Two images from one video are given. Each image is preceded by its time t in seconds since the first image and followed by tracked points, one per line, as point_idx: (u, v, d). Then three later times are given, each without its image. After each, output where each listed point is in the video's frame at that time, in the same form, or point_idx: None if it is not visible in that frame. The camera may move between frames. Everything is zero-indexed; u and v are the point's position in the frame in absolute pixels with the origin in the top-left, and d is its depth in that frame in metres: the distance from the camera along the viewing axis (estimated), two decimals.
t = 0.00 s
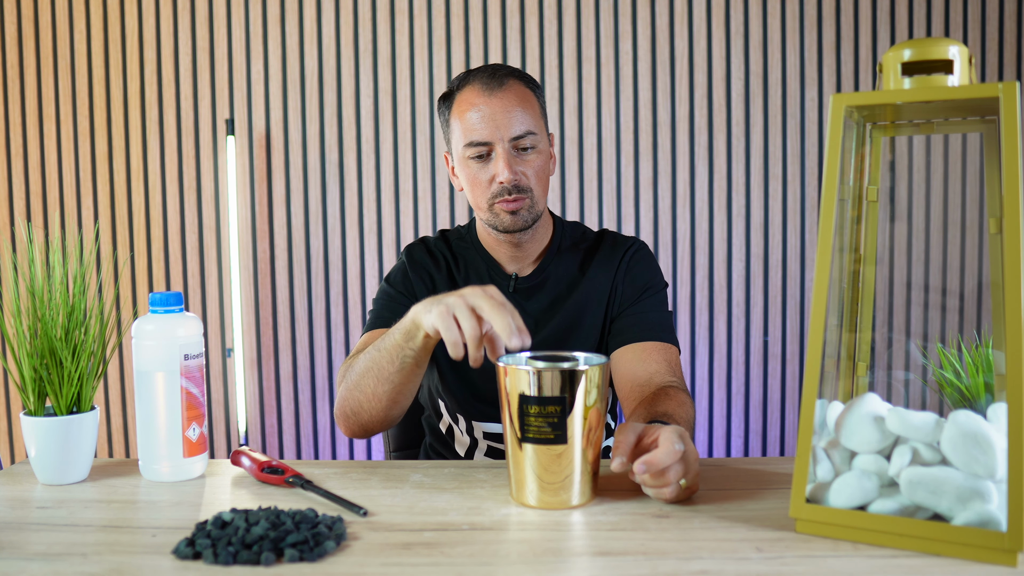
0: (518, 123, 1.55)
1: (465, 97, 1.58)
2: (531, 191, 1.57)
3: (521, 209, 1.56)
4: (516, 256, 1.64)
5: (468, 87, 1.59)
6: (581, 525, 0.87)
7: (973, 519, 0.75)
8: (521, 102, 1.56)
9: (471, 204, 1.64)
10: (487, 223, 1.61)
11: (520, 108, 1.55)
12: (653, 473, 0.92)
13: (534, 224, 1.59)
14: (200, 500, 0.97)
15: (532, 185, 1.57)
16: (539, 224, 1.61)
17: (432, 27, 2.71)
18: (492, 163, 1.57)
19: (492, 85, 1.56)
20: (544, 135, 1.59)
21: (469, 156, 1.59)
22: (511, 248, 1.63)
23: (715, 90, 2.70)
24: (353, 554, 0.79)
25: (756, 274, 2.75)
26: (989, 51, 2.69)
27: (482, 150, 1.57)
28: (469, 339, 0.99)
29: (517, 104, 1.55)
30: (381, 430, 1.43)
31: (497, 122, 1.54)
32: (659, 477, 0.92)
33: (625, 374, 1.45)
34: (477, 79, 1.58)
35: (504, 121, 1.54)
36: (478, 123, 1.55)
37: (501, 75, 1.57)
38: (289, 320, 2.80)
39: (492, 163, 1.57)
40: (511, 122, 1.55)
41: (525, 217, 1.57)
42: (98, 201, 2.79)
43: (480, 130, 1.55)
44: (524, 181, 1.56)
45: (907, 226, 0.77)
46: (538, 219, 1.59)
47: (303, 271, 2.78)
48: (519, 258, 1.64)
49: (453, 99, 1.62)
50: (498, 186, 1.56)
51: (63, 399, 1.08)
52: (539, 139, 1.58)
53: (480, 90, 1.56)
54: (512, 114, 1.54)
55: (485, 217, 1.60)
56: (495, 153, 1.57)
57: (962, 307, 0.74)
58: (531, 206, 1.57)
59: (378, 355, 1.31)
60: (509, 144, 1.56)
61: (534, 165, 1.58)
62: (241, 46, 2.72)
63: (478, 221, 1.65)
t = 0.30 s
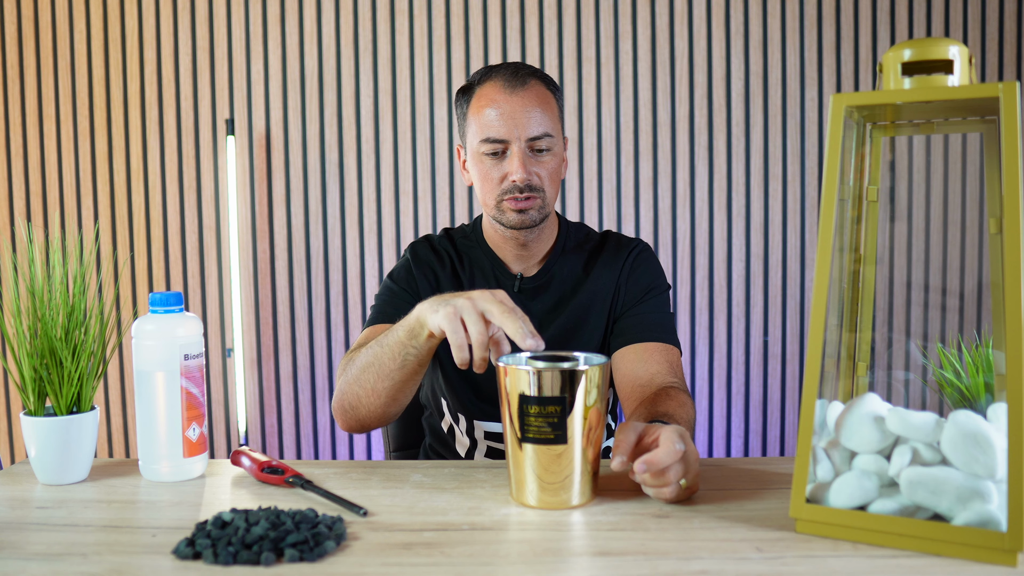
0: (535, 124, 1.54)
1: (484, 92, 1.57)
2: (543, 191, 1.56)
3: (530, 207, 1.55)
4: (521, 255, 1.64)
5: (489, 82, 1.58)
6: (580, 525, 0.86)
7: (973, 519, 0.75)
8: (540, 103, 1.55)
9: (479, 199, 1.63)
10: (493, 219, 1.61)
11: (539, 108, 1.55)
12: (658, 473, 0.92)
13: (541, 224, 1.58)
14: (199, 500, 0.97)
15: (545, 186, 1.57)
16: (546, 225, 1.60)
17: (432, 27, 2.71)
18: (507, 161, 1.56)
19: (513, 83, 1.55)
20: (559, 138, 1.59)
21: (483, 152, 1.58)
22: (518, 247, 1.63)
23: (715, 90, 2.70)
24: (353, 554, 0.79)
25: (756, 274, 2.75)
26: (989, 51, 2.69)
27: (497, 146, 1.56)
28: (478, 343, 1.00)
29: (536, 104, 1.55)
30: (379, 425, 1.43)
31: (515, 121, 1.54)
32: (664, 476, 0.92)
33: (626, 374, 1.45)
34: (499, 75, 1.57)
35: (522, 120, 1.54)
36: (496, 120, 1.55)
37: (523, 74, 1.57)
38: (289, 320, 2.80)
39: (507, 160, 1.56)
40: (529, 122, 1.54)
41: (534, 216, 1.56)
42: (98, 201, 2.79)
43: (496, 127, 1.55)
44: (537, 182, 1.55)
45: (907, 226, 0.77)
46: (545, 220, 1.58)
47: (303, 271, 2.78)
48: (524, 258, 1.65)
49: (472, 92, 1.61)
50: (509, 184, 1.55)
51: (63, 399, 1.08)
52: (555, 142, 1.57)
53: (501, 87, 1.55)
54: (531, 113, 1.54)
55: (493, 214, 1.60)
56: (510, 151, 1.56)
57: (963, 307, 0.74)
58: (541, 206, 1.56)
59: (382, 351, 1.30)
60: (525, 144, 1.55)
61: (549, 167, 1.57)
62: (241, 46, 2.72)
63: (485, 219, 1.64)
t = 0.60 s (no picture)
0: (540, 125, 1.54)
1: (489, 93, 1.56)
2: (547, 193, 1.56)
3: (534, 209, 1.55)
4: (525, 256, 1.64)
5: (494, 83, 1.57)
6: (580, 525, 0.87)
7: (973, 519, 0.75)
8: (545, 104, 1.55)
9: (483, 200, 1.62)
10: (496, 220, 1.61)
11: (544, 110, 1.54)
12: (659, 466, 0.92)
13: (544, 226, 1.58)
14: (199, 500, 0.97)
15: (548, 188, 1.56)
16: (549, 226, 1.60)
17: (432, 27, 2.71)
18: (510, 163, 1.55)
19: (518, 84, 1.55)
20: (564, 139, 1.58)
21: (487, 153, 1.57)
22: (521, 248, 1.63)
23: (715, 90, 2.70)
24: (353, 554, 0.79)
25: (756, 274, 2.75)
26: (989, 50, 2.69)
27: (501, 148, 1.55)
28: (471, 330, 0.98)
29: (541, 106, 1.54)
30: (383, 436, 1.44)
31: (520, 122, 1.53)
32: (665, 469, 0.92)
33: (626, 375, 1.46)
34: (504, 75, 1.57)
35: (526, 122, 1.53)
36: (500, 121, 1.54)
37: (529, 75, 1.56)
38: (289, 320, 2.80)
39: (511, 162, 1.55)
40: (533, 123, 1.53)
41: (537, 218, 1.56)
42: (98, 201, 2.79)
43: (500, 128, 1.54)
44: (540, 184, 1.55)
45: (907, 226, 0.77)
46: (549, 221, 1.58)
47: (303, 271, 2.78)
48: (527, 259, 1.65)
49: (477, 92, 1.60)
50: (512, 186, 1.55)
51: (63, 399, 1.08)
52: (560, 143, 1.57)
53: (506, 87, 1.55)
54: (535, 115, 1.53)
55: (496, 215, 1.60)
56: (514, 152, 1.55)
57: (963, 308, 0.74)
58: (545, 208, 1.56)
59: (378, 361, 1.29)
60: (529, 146, 1.54)
61: (553, 168, 1.56)
62: (241, 46, 2.72)
63: (488, 219, 1.64)
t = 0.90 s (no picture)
0: (513, 117, 1.56)
1: (461, 89, 1.59)
2: (525, 184, 1.58)
3: (513, 203, 1.57)
4: (509, 253, 1.64)
5: (465, 79, 1.60)
6: (581, 524, 0.87)
7: (973, 519, 0.75)
8: (518, 97, 1.57)
9: (462, 197, 1.64)
10: (477, 217, 1.62)
11: (516, 101, 1.56)
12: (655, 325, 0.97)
13: (526, 218, 1.60)
14: (200, 500, 0.97)
15: (526, 179, 1.58)
16: (531, 220, 1.61)
17: (432, 27, 2.71)
18: (486, 156, 1.58)
19: (489, 78, 1.57)
20: (538, 129, 1.60)
21: (462, 149, 1.59)
22: (504, 245, 1.63)
23: (715, 90, 2.70)
24: (353, 554, 0.79)
25: (756, 274, 2.75)
26: (989, 51, 2.69)
27: (476, 142, 1.57)
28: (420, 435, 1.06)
29: (513, 97, 1.56)
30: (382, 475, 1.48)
31: (493, 115, 1.55)
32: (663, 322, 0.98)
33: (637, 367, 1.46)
34: (474, 72, 1.59)
35: (499, 114, 1.55)
36: (473, 116, 1.56)
37: (498, 69, 1.59)
38: (289, 320, 2.80)
39: (486, 156, 1.58)
40: (507, 115, 1.56)
41: (517, 212, 1.58)
42: (98, 200, 2.79)
43: (474, 122, 1.56)
44: (517, 175, 1.57)
45: (907, 225, 0.77)
46: (530, 214, 1.60)
47: (303, 271, 2.78)
48: (512, 256, 1.64)
49: (449, 91, 1.63)
50: (490, 179, 1.57)
51: (63, 399, 1.08)
52: (534, 134, 1.59)
53: (477, 82, 1.57)
54: (507, 107, 1.55)
55: (476, 212, 1.61)
56: (490, 146, 1.57)
57: (963, 307, 0.74)
58: (525, 200, 1.58)
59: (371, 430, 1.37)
60: (504, 139, 1.57)
61: (529, 159, 1.58)
62: (241, 46, 2.72)
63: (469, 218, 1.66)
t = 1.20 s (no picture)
0: (474, 117, 1.55)
1: (418, 94, 1.57)
2: (495, 183, 1.58)
3: (485, 204, 1.56)
4: (487, 251, 1.64)
5: (421, 83, 1.58)
6: (581, 525, 0.86)
7: (973, 519, 0.75)
8: (477, 95, 1.55)
9: (434, 202, 1.65)
10: (452, 221, 1.62)
11: (475, 101, 1.55)
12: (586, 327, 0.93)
13: (500, 216, 1.59)
14: (200, 500, 0.97)
15: (495, 177, 1.58)
16: (505, 217, 1.61)
17: (432, 27, 2.71)
18: (452, 160, 1.57)
19: (445, 80, 1.55)
20: (501, 126, 1.59)
21: (428, 154, 1.59)
22: (480, 244, 1.63)
23: (715, 90, 2.70)
24: (353, 554, 0.79)
25: (756, 274, 2.75)
26: (989, 50, 2.69)
27: (440, 147, 1.57)
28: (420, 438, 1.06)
29: (472, 97, 1.55)
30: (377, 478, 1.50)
31: (454, 118, 1.54)
32: (589, 318, 0.94)
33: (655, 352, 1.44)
34: (430, 75, 1.57)
35: (460, 116, 1.54)
36: (434, 119, 1.55)
37: (453, 69, 1.57)
38: (289, 320, 2.80)
39: (452, 159, 1.57)
40: (468, 116, 1.54)
41: (490, 211, 1.57)
42: (98, 201, 2.79)
43: (436, 127, 1.55)
44: (486, 175, 1.56)
45: (907, 225, 0.77)
46: (503, 212, 1.59)
47: (303, 271, 2.79)
48: (489, 253, 1.64)
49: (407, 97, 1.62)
50: (459, 182, 1.57)
51: (63, 399, 1.08)
52: (498, 132, 1.58)
53: (434, 86, 1.56)
54: (468, 107, 1.54)
55: (450, 216, 1.61)
56: (454, 150, 1.57)
57: (962, 307, 0.74)
58: (496, 199, 1.58)
59: (370, 432, 1.40)
60: (468, 140, 1.56)
61: (495, 157, 1.58)
62: (241, 47, 2.72)
63: (443, 221, 1.66)
